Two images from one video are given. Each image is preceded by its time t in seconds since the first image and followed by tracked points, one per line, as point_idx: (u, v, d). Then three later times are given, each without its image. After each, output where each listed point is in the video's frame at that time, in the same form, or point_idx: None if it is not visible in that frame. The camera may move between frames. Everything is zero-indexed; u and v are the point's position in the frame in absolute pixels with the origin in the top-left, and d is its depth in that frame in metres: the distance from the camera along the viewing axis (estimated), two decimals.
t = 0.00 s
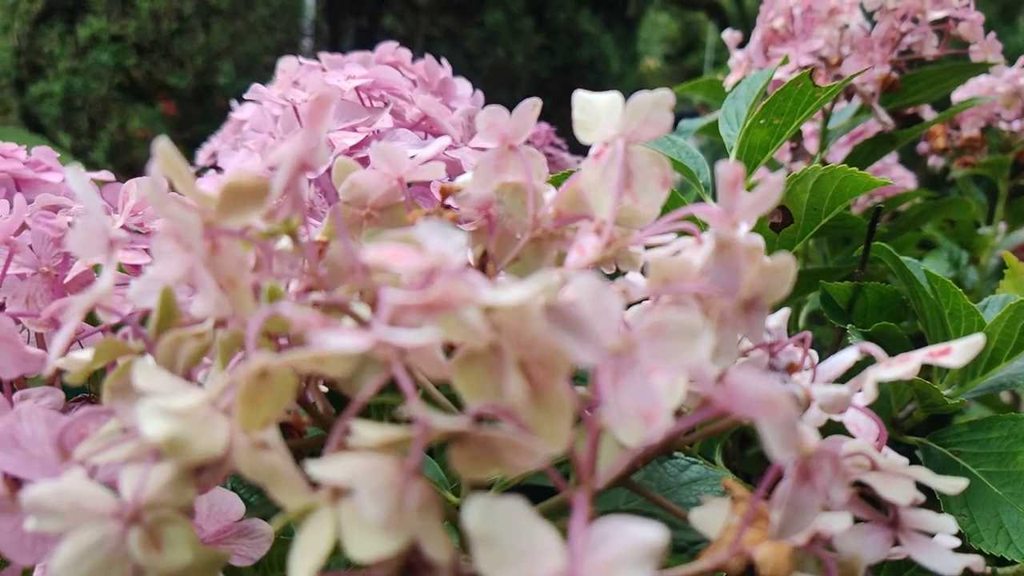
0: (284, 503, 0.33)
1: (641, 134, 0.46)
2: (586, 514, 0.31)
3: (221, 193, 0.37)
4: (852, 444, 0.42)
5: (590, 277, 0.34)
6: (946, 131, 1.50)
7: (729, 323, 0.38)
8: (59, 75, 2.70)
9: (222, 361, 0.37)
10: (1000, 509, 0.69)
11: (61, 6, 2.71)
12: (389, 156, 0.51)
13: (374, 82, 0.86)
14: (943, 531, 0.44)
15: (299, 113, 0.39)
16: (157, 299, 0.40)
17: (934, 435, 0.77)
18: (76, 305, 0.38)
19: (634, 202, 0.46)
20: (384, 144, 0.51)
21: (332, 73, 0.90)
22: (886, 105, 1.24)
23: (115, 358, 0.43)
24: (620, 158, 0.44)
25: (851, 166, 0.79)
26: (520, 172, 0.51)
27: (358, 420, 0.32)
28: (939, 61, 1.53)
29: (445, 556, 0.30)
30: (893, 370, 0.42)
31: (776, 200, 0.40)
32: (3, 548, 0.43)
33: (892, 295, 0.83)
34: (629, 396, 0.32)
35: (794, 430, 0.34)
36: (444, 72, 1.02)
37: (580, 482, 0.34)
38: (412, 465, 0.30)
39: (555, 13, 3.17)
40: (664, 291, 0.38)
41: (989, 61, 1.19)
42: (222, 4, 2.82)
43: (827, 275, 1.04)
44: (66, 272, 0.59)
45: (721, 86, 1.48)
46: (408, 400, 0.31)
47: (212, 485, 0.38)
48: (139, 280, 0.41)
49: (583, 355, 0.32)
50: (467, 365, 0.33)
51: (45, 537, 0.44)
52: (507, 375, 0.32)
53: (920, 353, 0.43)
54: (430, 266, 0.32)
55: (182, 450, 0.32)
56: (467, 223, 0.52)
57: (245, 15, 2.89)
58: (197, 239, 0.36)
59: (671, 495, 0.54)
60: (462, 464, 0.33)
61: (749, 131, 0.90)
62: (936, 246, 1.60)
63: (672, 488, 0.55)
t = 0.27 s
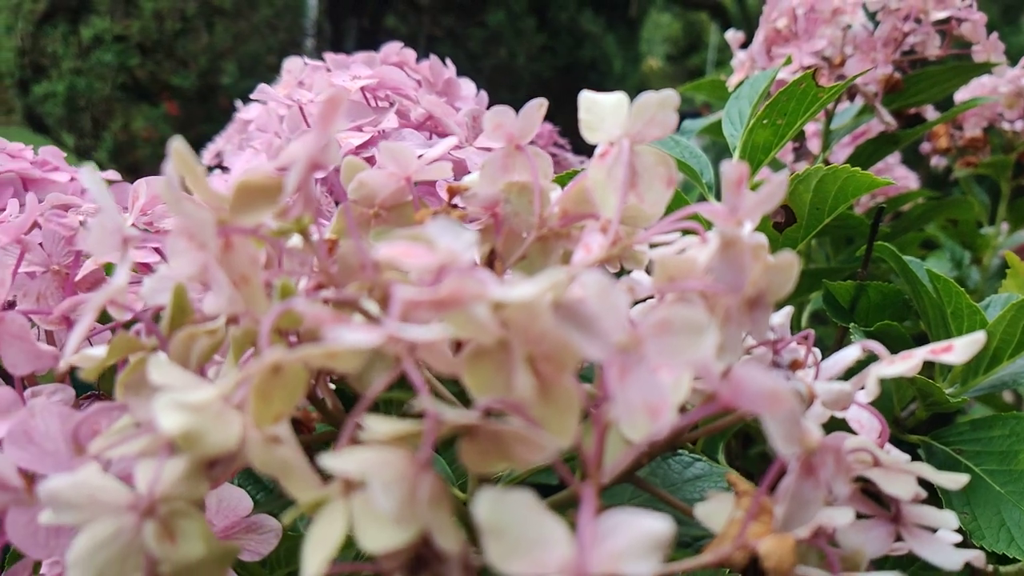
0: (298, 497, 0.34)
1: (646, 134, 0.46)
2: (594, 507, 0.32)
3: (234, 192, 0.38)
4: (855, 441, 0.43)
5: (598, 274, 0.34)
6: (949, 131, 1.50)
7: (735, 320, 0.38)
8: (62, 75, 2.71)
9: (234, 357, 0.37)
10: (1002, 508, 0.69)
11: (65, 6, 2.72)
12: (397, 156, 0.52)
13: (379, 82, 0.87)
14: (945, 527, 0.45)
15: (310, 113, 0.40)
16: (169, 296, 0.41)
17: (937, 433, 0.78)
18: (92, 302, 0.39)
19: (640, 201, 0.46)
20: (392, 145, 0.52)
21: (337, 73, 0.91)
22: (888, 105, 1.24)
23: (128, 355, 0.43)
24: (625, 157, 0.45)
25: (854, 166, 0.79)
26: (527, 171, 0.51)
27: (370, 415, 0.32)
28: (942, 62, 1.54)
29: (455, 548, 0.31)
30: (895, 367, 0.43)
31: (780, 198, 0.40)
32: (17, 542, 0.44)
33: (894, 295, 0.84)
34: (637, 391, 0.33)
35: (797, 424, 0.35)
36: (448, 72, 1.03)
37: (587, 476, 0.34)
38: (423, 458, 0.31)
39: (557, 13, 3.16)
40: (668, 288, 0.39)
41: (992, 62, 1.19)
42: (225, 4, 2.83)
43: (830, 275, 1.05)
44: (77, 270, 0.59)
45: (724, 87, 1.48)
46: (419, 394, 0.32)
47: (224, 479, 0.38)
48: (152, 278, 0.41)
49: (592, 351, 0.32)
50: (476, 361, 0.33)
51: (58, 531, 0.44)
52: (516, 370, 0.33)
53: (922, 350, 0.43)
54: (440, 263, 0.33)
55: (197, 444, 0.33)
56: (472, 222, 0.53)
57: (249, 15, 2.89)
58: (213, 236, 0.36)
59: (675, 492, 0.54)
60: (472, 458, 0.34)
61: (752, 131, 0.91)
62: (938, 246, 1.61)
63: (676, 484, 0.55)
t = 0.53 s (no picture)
0: (310, 490, 0.34)
1: (652, 134, 0.47)
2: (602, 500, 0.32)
3: (247, 191, 0.39)
4: (857, 438, 0.43)
5: (605, 272, 0.35)
6: (952, 131, 1.51)
7: (739, 317, 0.39)
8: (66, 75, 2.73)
9: (246, 353, 0.38)
10: (1003, 506, 0.69)
11: (68, 6, 2.79)
12: (404, 157, 0.52)
13: (385, 82, 0.88)
14: (946, 522, 0.45)
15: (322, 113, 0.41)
16: (181, 294, 0.41)
17: (939, 432, 0.78)
18: (108, 298, 0.39)
19: (645, 200, 0.47)
20: (400, 144, 0.52)
21: (343, 74, 0.91)
22: (891, 105, 1.24)
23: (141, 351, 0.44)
24: (630, 157, 0.45)
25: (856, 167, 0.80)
26: (532, 171, 0.52)
27: (381, 409, 0.33)
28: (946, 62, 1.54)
29: (466, 539, 0.32)
30: (897, 364, 0.43)
31: (784, 198, 0.41)
32: (32, 536, 0.43)
33: (896, 295, 0.84)
34: (643, 386, 0.33)
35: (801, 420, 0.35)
36: (453, 73, 1.04)
37: (595, 470, 0.35)
38: (433, 451, 0.32)
39: (560, 13, 3.17)
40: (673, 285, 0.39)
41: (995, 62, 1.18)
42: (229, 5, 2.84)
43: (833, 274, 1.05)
44: (88, 269, 0.60)
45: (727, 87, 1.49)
46: (429, 388, 0.33)
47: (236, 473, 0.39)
48: (164, 277, 0.42)
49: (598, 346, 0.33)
50: (486, 357, 0.34)
51: (71, 526, 0.45)
52: (524, 366, 0.33)
53: (924, 348, 0.44)
54: (451, 261, 0.34)
55: (212, 438, 0.34)
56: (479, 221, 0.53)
57: (252, 15, 2.85)
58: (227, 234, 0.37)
59: (678, 489, 0.55)
60: (480, 453, 0.34)
61: (755, 131, 0.91)
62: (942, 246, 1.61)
63: (680, 481, 0.56)
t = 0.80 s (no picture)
0: (320, 482, 0.35)
1: (657, 133, 0.48)
2: (609, 492, 0.33)
3: (258, 187, 0.39)
4: (860, 434, 0.43)
5: (610, 268, 0.36)
6: (954, 131, 1.51)
7: (742, 313, 0.40)
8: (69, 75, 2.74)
9: (256, 348, 0.38)
10: (1005, 504, 0.70)
11: (71, 6, 2.81)
12: (413, 156, 0.53)
13: (390, 82, 0.88)
14: (947, 518, 0.46)
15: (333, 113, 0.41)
16: (193, 291, 0.42)
17: (941, 431, 0.79)
18: (122, 294, 0.40)
19: (650, 198, 0.48)
20: (408, 144, 0.53)
21: (349, 73, 0.92)
22: (894, 106, 1.25)
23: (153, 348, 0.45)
24: (636, 155, 0.46)
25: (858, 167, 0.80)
26: (538, 170, 0.52)
27: (392, 402, 0.34)
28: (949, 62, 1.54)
29: (475, 530, 0.32)
30: (898, 361, 0.44)
31: (786, 197, 0.42)
32: (44, 530, 0.45)
33: (898, 294, 0.85)
34: (649, 380, 0.34)
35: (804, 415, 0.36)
36: (457, 73, 1.04)
37: (601, 463, 0.36)
38: (444, 444, 0.32)
39: (562, 13, 3.17)
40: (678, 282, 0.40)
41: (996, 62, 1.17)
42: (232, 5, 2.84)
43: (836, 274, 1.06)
44: (98, 267, 0.61)
45: (729, 87, 1.50)
46: (439, 382, 0.33)
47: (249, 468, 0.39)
48: (175, 274, 0.43)
49: (605, 341, 0.34)
50: (493, 353, 0.35)
51: (82, 519, 0.46)
52: (531, 360, 0.34)
53: (925, 344, 0.44)
54: (460, 258, 0.35)
55: (225, 430, 0.34)
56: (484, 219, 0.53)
57: (254, 16, 2.83)
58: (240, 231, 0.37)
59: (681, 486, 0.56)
60: (488, 447, 0.35)
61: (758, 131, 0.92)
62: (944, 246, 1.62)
63: (683, 478, 0.57)
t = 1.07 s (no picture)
0: (329, 473, 0.36)
1: (661, 132, 0.48)
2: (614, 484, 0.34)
3: (269, 184, 0.39)
4: (861, 429, 0.44)
5: (616, 264, 0.36)
6: (955, 132, 1.52)
7: (746, 309, 0.40)
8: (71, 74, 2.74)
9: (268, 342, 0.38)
10: (1005, 502, 0.70)
11: (74, 6, 2.80)
12: (419, 155, 0.53)
13: (394, 82, 0.89)
14: (947, 512, 0.46)
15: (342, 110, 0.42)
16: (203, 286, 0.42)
17: (941, 429, 0.79)
18: (134, 290, 0.40)
19: (655, 196, 0.48)
20: (415, 142, 0.54)
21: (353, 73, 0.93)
22: (895, 106, 1.25)
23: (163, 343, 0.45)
24: (640, 153, 0.47)
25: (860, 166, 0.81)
26: (543, 168, 0.53)
27: (400, 395, 0.34)
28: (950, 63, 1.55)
29: (483, 521, 0.33)
30: (899, 357, 0.44)
31: (789, 194, 0.42)
32: (55, 522, 0.45)
33: (900, 293, 0.85)
34: (654, 374, 0.34)
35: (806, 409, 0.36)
36: (460, 73, 1.05)
37: (606, 456, 0.36)
38: (453, 435, 0.33)
39: (564, 14, 3.18)
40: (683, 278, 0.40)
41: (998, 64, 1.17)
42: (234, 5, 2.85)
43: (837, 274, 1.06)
44: (106, 264, 0.62)
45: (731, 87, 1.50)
46: (447, 376, 0.34)
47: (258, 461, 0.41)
48: (185, 270, 0.44)
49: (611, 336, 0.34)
50: (501, 347, 0.35)
51: (92, 512, 0.46)
52: (538, 354, 0.35)
53: (926, 341, 0.45)
54: (469, 254, 0.35)
55: (237, 423, 0.35)
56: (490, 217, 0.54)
57: (256, 15, 2.89)
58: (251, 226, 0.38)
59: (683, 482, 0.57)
60: (495, 439, 0.36)
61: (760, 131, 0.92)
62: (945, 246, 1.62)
63: (685, 474, 0.57)
